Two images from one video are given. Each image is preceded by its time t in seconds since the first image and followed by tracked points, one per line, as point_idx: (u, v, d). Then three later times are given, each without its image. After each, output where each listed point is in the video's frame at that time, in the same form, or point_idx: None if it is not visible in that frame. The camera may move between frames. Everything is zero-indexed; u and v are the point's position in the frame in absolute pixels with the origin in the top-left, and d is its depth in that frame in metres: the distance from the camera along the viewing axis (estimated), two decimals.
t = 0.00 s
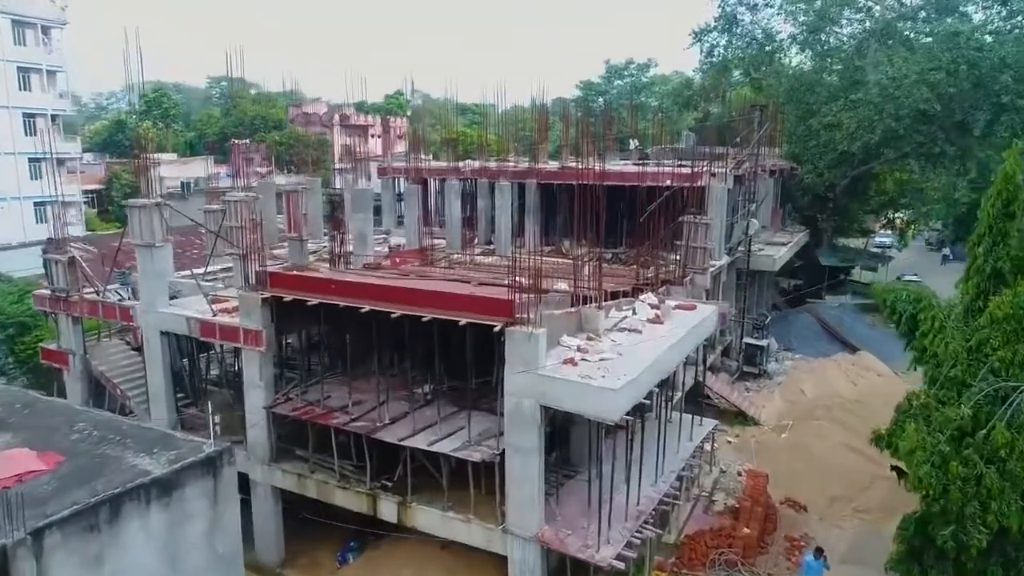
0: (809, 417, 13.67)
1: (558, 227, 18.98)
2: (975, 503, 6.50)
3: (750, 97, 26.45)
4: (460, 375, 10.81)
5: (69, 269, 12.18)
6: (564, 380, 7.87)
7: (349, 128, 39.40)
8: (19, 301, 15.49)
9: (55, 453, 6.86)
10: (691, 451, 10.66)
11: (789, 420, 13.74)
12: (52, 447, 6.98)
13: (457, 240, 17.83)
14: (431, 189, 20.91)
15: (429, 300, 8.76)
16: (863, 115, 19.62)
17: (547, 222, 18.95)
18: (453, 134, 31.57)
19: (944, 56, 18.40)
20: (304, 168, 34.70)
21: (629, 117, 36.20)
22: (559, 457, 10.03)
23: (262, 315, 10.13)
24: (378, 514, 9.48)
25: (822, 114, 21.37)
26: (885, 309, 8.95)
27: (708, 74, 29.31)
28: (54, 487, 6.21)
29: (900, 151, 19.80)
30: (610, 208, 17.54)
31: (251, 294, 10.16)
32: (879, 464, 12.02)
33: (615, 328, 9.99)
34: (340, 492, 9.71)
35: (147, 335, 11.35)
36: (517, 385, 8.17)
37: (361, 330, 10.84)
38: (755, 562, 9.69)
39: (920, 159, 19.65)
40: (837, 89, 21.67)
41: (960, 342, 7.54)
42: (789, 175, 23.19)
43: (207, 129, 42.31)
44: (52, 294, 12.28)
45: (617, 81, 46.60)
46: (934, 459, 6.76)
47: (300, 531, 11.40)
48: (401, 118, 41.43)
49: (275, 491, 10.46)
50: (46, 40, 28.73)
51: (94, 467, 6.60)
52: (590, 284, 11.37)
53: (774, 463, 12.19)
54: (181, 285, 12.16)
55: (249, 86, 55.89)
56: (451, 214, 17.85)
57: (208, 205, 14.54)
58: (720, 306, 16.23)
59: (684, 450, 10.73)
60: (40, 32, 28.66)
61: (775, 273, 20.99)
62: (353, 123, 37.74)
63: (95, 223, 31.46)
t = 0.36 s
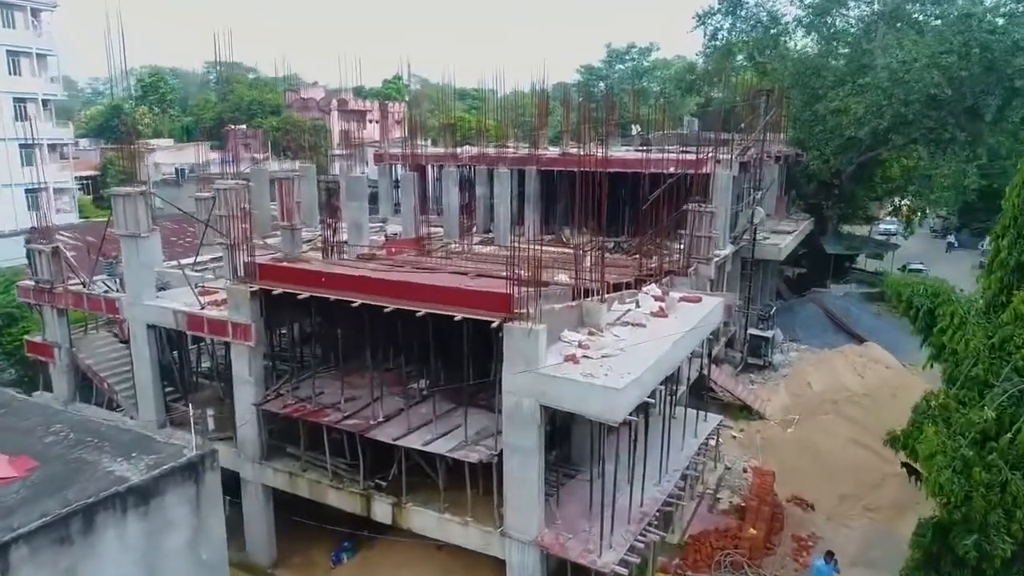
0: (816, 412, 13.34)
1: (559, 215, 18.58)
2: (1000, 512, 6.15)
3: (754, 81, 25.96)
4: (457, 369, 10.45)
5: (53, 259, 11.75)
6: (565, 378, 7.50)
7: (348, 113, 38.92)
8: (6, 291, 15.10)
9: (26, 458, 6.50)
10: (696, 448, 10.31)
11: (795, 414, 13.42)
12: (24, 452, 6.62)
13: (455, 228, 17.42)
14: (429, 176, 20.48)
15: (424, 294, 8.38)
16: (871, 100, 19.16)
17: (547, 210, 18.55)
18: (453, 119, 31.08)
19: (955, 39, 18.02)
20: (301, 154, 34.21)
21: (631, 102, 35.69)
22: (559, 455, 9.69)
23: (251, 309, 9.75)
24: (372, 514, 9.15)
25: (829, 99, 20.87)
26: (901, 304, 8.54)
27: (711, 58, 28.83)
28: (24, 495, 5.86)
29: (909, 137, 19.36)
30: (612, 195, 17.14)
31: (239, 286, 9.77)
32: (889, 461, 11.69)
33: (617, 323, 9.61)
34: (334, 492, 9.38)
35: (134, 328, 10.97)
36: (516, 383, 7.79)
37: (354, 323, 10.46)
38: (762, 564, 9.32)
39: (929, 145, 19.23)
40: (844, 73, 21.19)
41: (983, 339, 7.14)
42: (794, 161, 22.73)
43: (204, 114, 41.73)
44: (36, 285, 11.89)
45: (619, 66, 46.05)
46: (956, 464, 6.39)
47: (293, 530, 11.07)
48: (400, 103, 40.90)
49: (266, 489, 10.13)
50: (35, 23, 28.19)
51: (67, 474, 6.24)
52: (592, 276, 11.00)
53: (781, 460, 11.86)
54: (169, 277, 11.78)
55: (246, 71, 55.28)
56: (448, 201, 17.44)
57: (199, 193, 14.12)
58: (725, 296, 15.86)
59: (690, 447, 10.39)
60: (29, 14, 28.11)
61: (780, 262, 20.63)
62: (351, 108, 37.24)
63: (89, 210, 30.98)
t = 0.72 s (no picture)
0: (824, 416, 12.97)
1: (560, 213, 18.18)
2: None
3: (758, 75, 25.55)
4: (454, 375, 10.09)
5: (36, 260, 11.32)
6: (567, 390, 7.09)
7: (347, 108, 38.56)
8: None
9: None
10: (702, 457, 9.94)
11: (802, 418, 13.05)
12: None
13: (453, 226, 16.98)
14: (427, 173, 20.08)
15: (419, 300, 7.98)
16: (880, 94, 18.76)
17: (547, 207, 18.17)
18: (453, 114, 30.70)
19: (966, 32, 17.63)
20: (299, 149, 33.78)
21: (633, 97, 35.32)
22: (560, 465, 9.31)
23: (239, 312, 9.35)
24: (365, 528, 8.78)
25: (835, 94, 20.46)
26: (919, 309, 8.16)
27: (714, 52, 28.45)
28: None
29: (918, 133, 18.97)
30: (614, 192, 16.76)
31: (227, 289, 9.37)
32: (900, 469, 11.33)
33: (620, 328, 9.23)
34: (326, 504, 9.00)
35: (119, 332, 10.58)
36: (516, 393, 7.39)
37: (347, 328, 10.07)
38: None
39: (939, 140, 18.84)
40: (851, 67, 20.78)
41: (1010, 347, 6.74)
42: (799, 157, 22.33)
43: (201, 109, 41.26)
44: (19, 287, 11.49)
45: (620, 60, 45.67)
46: (984, 483, 6.00)
47: (284, 543, 10.70)
48: (399, 98, 40.49)
49: (256, 500, 9.77)
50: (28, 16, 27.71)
51: (37, 493, 5.86)
52: (595, 278, 10.61)
53: (789, 468, 11.48)
54: (157, 278, 11.39)
55: (245, 66, 54.86)
56: (447, 198, 17.05)
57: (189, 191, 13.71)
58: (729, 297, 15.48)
59: (695, 456, 10.02)
60: (21, 7, 27.63)
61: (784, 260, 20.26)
62: (350, 103, 36.84)
63: (83, 207, 30.51)
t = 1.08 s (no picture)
0: (830, 426, 12.67)
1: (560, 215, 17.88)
2: None
3: (761, 75, 25.25)
4: (451, 385, 9.79)
5: (22, 266, 10.99)
6: (569, 404, 6.79)
7: (346, 108, 38.32)
8: None
9: None
10: (707, 471, 9.65)
11: (809, 427, 12.75)
12: None
13: (451, 229, 16.65)
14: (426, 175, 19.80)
15: (415, 310, 7.67)
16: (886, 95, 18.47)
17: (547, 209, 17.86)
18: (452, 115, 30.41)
19: (974, 32, 17.34)
20: (298, 149, 33.49)
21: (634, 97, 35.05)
22: (560, 479, 9.02)
23: (229, 322, 9.05)
24: (359, 546, 8.48)
25: (839, 94, 20.16)
26: (935, 320, 7.87)
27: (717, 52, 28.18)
28: None
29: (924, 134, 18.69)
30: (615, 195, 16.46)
31: (217, 297, 9.08)
32: (910, 481, 11.04)
33: (623, 338, 8.93)
34: (318, 521, 8.70)
35: (106, 340, 10.27)
36: (515, 408, 7.08)
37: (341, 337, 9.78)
38: None
39: (946, 141, 18.54)
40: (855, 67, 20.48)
41: None
42: (803, 159, 22.03)
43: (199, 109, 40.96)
44: (5, 293, 11.18)
45: (621, 59, 45.42)
46: (1007, 507, 5.70)
47: (276, 558, 10.39)
48: (398, 98, 40.22)
49: (247, 514, 9.48)
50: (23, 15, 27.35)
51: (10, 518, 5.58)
52: (597, 285, 10.32)
53: (795, 479, 11.19)
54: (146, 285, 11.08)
55: (244, 65, 54.62)
56: (445, 200, 16.75)
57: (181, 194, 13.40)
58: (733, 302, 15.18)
59: (700, 470, 9.72)
60: (16, 6, 27.29)
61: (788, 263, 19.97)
62: (349, 103, 36.58)
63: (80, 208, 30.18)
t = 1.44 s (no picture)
0: (837, 438, 12.39)
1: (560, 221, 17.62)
2: None
3: (763, 76, 25.00)
4: (448, 399, 9.49)
5: (7, 275, 10.70)
6: (568, 426, 6.49)
7: (345, 110, 38.11)
8: None
9: None
10: (710, 488, 9.34)
11: (815, 439, 12.46)
12: None
13: (449, 235, 16.35)
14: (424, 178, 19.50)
15: (409, 326, 7.39)
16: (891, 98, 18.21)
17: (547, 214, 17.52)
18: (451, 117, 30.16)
19: (982, 34, 17.11)
20: (296, 151, 33.20)
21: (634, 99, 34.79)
22: (560, 498, 8.72)
23: (217, 335, 8.75)
24: (351, 569, 8.17)
25: (843, 97, 19.89)
26: (952, 337, 7.62)
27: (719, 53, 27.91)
28: None
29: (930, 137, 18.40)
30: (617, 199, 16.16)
31: (204, 309, 8.79)
32: (920, 496, 10.74)
33: (625, 352, 8.62)
34: (309, 542, 8.39)
35: (92, 353, 9.97)
36: (512, 430, 6.78)
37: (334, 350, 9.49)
38: None
39: (952, 145, 18.27)
40: (859, 70, 20.24)
41: None
42: (806, 162, 21.75)
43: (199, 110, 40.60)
44: None
45: (621, 60, 45.17)
46: None
47: None
48: (397, 99, 39.97)
49: (236, 534, 9.18)
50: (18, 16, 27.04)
51: None
52: (598, 296, 10.05)
53: (802, 495, 10.88)
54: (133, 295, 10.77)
55: (243, 66, 54.37)
56: (442, 205, 16.42)
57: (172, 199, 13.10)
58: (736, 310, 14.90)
59: (704, 488, 9.41)
60: (10, 6, 26.98)
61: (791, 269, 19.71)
62: (347, 104, 36.31)
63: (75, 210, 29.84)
